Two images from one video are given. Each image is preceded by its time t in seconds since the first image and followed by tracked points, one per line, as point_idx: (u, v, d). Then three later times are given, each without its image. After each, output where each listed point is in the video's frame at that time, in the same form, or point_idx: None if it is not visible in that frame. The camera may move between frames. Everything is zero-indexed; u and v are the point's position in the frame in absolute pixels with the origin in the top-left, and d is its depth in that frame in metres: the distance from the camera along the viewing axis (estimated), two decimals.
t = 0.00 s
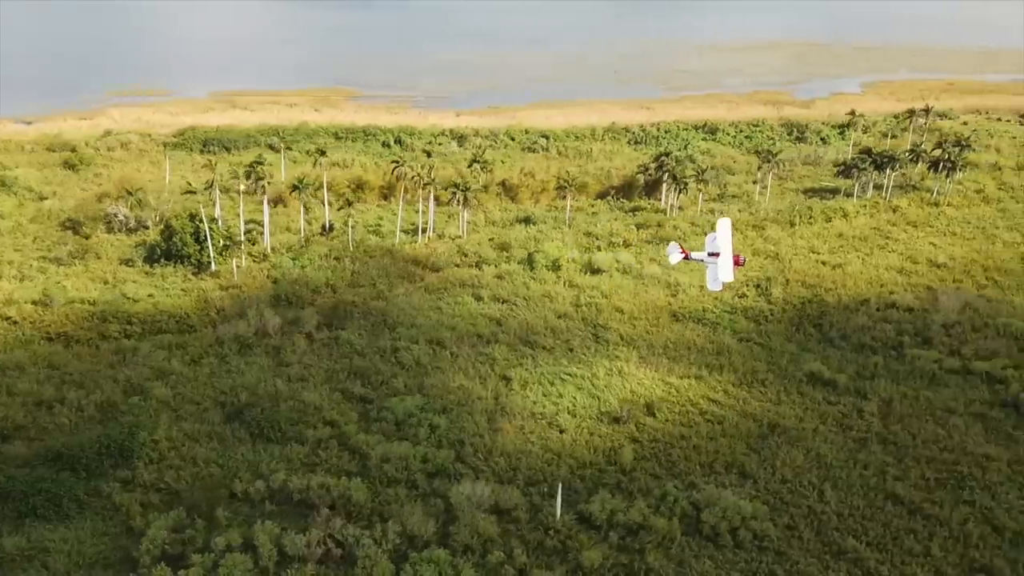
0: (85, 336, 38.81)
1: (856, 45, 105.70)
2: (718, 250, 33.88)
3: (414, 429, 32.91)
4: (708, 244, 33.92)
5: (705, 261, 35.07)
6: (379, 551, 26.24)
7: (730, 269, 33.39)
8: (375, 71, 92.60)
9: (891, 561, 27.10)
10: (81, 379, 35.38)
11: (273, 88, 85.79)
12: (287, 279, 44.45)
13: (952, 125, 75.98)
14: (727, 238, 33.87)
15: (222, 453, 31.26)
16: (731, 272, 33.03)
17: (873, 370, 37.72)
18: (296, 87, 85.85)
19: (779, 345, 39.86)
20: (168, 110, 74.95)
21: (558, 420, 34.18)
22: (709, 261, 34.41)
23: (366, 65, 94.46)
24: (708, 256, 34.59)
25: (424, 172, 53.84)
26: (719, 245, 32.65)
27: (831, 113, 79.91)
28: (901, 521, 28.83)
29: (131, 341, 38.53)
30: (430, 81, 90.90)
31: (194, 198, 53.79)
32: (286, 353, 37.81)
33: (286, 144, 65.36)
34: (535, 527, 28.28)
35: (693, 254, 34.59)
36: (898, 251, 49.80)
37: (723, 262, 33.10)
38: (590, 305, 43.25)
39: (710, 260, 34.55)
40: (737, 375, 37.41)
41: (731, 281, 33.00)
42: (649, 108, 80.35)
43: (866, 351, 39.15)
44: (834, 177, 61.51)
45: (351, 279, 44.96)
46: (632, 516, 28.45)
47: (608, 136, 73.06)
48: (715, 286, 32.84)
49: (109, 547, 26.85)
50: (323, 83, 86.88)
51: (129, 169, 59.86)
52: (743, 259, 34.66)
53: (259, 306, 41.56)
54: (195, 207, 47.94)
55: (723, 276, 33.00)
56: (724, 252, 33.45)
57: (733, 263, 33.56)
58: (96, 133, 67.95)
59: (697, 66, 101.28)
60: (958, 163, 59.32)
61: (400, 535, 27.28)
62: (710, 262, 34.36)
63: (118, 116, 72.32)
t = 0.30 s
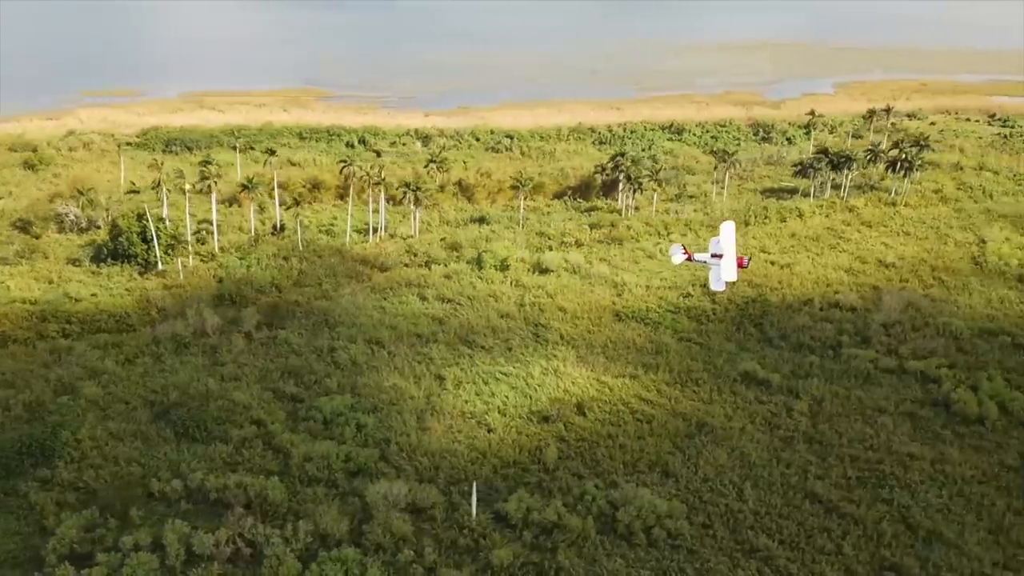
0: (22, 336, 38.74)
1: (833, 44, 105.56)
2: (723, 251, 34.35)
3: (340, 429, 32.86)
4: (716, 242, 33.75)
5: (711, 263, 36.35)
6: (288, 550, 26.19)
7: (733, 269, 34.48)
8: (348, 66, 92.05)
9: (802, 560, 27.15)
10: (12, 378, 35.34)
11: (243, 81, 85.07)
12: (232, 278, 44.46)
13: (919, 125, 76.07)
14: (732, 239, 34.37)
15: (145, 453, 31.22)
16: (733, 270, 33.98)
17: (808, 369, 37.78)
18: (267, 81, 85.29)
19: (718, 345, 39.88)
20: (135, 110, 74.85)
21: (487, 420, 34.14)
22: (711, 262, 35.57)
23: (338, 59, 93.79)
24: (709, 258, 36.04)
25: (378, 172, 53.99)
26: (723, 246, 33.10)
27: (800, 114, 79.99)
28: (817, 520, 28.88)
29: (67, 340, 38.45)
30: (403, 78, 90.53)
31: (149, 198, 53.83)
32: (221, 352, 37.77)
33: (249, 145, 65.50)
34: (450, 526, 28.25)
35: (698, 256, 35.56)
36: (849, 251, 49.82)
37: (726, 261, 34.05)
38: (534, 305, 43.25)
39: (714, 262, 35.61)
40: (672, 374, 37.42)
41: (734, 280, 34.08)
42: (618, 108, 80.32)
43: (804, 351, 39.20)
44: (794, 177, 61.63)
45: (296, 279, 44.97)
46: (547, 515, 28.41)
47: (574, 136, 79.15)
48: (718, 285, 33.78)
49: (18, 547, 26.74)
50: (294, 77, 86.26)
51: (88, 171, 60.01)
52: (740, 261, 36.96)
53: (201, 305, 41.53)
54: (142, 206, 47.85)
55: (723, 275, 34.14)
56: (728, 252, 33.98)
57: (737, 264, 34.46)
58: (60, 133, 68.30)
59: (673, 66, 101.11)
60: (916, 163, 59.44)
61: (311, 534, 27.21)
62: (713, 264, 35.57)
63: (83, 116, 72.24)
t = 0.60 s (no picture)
0: None
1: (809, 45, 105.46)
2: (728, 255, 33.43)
3: (266, 428, 32.86)
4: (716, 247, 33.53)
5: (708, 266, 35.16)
6: (195, 549, 26.17)
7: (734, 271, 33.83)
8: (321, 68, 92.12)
9: (713, 558, 27.19)
10: None
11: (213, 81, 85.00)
12: (177, 278, 44.50)
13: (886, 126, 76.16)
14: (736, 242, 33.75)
15: (67, 453, 31.18)
16: (738, 273, 33.45)
17: (744, 369, 37.83)
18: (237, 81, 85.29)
19: (656, 344, 39.92)
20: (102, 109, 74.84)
21: (416, 419, 34.12)
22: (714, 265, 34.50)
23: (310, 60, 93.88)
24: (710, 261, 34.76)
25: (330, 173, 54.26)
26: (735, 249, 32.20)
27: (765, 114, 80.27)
28: (732, 519, 28.94)
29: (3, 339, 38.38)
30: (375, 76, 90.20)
31: (104, 198, 53.86)
32: (157, 352, 37.75)
33: (211, 146, 65.58)
34: (364, 525, 28.22)
35: (700, 259, 34.28)
36: (799, 251, 49.90)
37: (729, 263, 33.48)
38: (477, 304, 43.26)
39: (715, 265, 34.31)
40: (607, 374, 37.43)
41: (738, 283, 33.35)
42: (588, 108, 80.68)
43: (741, 351, 39.26)
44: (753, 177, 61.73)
45: (242, 279, 44.97)
46: (461, 514, 28.40)
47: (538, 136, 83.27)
48: (724, 287, 32.83)
49: None
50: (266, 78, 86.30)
51: (47, 172, 60.09)
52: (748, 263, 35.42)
53: (142, 305, 41.54)
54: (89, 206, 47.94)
55: (731, 279, 33.29)
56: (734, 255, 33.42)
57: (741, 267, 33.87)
58: (23, 133, 68.96)
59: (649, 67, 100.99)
60: (874, 163, 59.57)
61: (222, 533, 27.19)
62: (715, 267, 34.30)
63: (49, 117, 72.35)
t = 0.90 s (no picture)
0: None
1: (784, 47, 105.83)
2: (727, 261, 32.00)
3: (192, 428, 32.82)
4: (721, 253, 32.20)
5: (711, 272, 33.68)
6: (102, 549, 26.13)
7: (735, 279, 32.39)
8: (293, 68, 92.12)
9: (624, 558, 27.20)
10: None
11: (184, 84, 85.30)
12: (122, 278, 44.56)
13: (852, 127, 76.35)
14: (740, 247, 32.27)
15: None
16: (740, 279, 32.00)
17: (679, 369, 37.90)
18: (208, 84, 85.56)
19: (595, 344, 39.95)
20: (68, 111, 74.98)
21: (344, 418, 34.08)
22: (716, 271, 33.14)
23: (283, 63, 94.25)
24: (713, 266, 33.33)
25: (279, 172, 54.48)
26: (735, 255, 30.70)
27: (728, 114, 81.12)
28: (648, 518, 28.97)
29: None
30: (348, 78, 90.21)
31: (58, 199, 54.00)
32: (92, 352, 37.75)
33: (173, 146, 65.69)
34: (278, 525, 28.16)
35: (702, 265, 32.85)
36: (749, 251, 50.03)
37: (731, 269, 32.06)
38: (420, 304, 43.28)
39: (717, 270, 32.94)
40: (542, 374, 37.45)
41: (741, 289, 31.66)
42: (557, 108, 81.02)
43: (679, 351, 39.33)
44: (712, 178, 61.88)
45: (188, 279, 45.00)
46: (376, 514, 28.36)
47: (503, 136, 83.04)
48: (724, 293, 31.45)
49: None
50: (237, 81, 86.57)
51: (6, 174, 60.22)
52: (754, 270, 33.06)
53: (83, 305, 41.60)
54: (35, 205, 47.98)
55: (733, 286, 31.64)
56: (736, 261, 31.84)
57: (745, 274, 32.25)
58: None
59: (624, 68, 100.96)
60: (830, 163, 59.79)
61: (132, 533, 27.11)
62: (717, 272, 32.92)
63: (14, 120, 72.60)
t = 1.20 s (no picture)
0: None
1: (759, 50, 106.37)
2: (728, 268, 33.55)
3: (118, 427, 32.79)
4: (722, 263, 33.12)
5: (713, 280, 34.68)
6: (10, 549, 26.12)
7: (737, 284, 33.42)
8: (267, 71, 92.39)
9: (536, 558, 27.19)
10: None
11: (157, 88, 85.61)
12: (68, 278, 44.58)
13: (819, 128, 76.48)
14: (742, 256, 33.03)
15: None
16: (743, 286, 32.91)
17: (615, 370, 37.92)
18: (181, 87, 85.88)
19: (535, 345, 39.91)
20: (36, 112, 75.07)
21: (273, 418, 34.04)
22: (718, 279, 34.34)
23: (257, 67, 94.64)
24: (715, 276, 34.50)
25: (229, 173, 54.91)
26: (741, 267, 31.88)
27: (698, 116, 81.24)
28: (565, 518, 29.00)
29: None
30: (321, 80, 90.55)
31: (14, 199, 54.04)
32: (29, 352, 37.74)
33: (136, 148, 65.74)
34: (193, 524, 28.14)
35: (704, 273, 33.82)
36: (700, 252, 50.11)
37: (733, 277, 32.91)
38: (364, 305, 43.25)
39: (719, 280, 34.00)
40: (477, 374, 37.46)
41: (743, 295, 32.69)
42: (526, 110, 81.33)
43: (617, 351, 39.32)
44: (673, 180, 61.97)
45: (134, 280, 45.00)
46: (291, 513, 28.34)
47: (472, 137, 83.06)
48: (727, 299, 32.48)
49: None
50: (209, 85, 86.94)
51: None
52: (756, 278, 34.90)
53: (26, 305, 41.66)
54: None
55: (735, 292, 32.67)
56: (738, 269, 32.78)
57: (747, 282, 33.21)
58: None
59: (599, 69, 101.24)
60: (788, 164, 59.95)
61: (44, 533, 27.13)
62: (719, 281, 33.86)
63: None
